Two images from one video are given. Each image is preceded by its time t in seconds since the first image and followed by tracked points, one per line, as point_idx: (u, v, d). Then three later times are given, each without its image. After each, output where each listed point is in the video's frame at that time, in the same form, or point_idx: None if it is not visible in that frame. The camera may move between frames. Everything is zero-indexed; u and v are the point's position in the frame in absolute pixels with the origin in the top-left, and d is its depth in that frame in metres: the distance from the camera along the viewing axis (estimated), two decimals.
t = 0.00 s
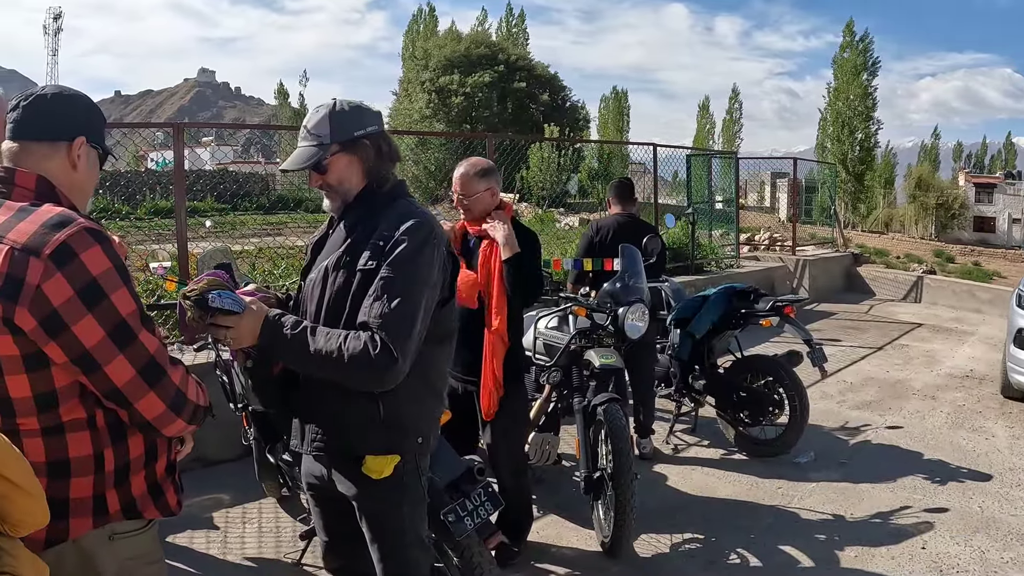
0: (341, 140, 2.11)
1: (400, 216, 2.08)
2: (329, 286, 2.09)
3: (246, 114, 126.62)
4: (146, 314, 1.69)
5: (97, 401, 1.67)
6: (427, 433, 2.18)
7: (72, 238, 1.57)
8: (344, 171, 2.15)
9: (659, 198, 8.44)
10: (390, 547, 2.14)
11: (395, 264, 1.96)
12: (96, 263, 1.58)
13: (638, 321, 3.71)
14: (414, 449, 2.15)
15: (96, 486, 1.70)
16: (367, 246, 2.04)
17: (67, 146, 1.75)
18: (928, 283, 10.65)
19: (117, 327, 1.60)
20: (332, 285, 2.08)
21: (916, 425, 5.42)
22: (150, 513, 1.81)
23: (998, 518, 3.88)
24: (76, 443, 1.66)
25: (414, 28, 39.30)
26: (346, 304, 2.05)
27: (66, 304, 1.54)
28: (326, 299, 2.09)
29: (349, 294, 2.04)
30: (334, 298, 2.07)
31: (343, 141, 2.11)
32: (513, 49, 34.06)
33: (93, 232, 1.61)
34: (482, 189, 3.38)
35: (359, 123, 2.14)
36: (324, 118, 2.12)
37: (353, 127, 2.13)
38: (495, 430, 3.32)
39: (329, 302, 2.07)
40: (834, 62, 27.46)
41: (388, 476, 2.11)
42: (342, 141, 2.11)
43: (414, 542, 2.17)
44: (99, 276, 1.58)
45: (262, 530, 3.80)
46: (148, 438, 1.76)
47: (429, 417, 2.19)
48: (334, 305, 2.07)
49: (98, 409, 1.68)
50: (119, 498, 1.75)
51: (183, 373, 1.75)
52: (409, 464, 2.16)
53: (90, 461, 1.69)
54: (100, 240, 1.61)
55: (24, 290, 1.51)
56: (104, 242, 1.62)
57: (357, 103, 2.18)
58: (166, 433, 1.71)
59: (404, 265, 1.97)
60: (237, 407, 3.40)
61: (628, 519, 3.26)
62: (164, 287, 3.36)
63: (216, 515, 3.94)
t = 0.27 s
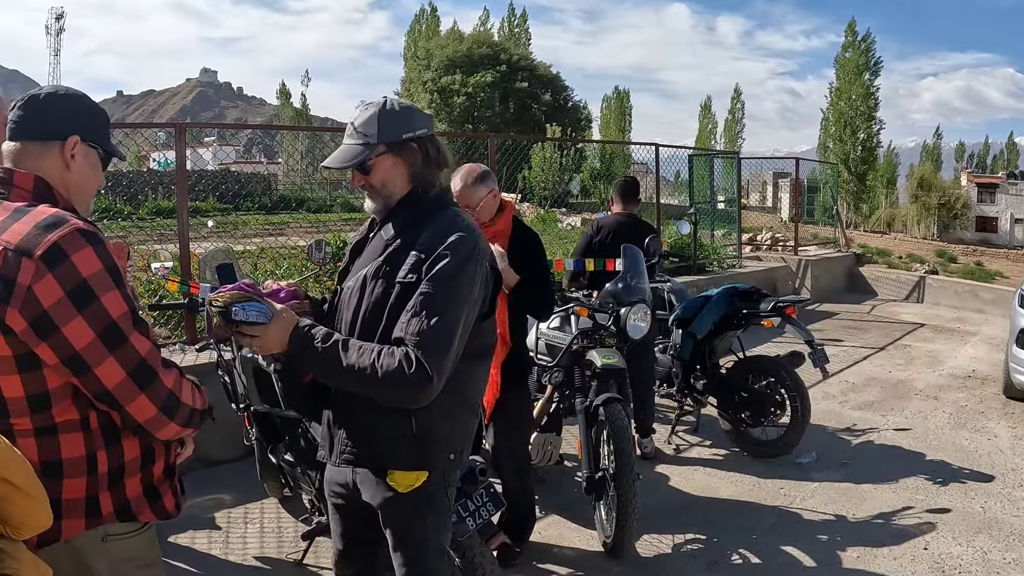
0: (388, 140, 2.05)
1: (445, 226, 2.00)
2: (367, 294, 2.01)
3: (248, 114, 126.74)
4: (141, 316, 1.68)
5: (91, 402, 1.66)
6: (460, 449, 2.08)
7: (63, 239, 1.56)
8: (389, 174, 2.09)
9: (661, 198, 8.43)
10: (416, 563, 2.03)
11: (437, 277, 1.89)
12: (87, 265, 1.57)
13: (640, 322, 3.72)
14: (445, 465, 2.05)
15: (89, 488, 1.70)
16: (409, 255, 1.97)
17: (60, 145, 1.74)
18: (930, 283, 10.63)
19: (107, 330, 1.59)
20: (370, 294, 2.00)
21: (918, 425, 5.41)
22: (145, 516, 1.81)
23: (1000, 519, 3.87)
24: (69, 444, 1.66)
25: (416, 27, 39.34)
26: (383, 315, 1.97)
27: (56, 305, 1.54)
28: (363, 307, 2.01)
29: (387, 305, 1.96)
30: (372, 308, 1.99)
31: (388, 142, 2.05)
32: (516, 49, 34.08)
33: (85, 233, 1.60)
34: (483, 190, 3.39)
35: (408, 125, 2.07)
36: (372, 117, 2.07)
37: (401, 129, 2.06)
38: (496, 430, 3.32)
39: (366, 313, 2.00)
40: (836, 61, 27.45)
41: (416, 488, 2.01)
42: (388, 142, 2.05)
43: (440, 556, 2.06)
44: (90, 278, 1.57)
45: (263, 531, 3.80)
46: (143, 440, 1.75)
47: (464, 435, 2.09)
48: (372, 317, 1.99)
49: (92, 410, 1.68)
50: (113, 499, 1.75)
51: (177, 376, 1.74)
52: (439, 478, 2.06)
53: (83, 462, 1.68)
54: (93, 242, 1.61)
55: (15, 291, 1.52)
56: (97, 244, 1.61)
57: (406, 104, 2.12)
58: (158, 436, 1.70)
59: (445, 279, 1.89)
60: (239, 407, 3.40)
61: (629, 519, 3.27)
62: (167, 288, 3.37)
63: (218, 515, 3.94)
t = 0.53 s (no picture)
0: (415, 135, 2.04)
1: (469, 227, 1.99)
2: (388, 295, 2.01)
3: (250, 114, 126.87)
4: (132, 315, 1.67)
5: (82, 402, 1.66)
6: (481, 455, 2.07)
7: (53, 238, 1.56)
8: (413, 170, 2.09)
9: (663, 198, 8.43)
10: (433, 565, 2.03)
11: (459, 280, 1.88)
12: (77, 264, 1.57)
13: (642, 321, 3.66)
14: (466, 469, 2.04)
15: (82, 488, 1.70)
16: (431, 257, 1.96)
17: (56, 145, 1.74)
18: (932, 282, 10.62)
19: (97, 330, 1.58)
20: (391, 295, 2.00)
21: (920, 425, 5.40)
22: (140, 517, 1.81)
23: (1002, 519, 3.86)
24: (60, 444, 1.66)
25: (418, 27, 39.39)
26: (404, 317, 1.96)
27: (45, 304, 1.53)
28: (383, 308, 2.01)
29: (408, 308, 1.96)
30: (393, 310, 1.98)
31: (415, 136, 2.05)
32: (518, 49, 34.09)
33: (76, 232, 1.60)
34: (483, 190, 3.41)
35: (435, 120, 2.07)
36: (399, 112, 2.07)
37: (427, 124, 2.06)
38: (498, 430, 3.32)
39: (387, 315, 1.99)
40: (838, 61, 27.44)
41: (435, 492, 1.99)
42: (415, 136, 2.04)
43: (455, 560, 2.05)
44: (80, 277, 1.56)
45: (265, 531, 3.80)
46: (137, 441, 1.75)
47: (485, 440, 2.09)
48: (392, 319, 1.98)
49: (84, 410, 1.68)
50: (106, 500, 1.74)
51: (170, 377, 1.73)
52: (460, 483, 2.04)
53: (75, 462, 1.68)
54: (83, 240, 1.60)
55: (4, 290, 1.51)
56: (88, 243, 1.60)
57: (433, 100, 2.12)
58: (151, 437, 1.70)
59: (467, 283, 1.88)
60: (239, 407, 3.40)
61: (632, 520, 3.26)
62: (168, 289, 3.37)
63: (219, 515, 3.94)
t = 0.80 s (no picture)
0: (423, 135, 2.04)
1: (472, 231, 1.98)
2: (389, 296, 2.00)
3: (252, 114, 127.02)
4: (131, 315, 1.66)
5: (80, 402, 1.66)
6: (476, 458, 2.07)
7: (50, 236, 1.56)
8: (419, 169, 2.08)
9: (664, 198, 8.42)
10: (427, 566, 2.02)
11: (461, 285, 1.87)
12: (73, 263, 1.56)
13: (643, 321, 3.65)
14: (459, 472, 2.03)
15: (80, 488, 1.70)
16: (433, 259, 1.95)
17: (55, 145, 1.74)
18: (934, 283, 10.60)
19: (93, 329, 1.57)
20: (392, 296, 1.99)
21: (922, 425, 5.39)
22: (140, 518, 1.80)
23: (1005, 519, 3.85)
24: (58, 444, 1.66)
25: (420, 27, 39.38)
26: (404, 319, 1.96)
27: (42, 304, 1.53)
28: (384, 309, 2.01)
29: (409, 311, 1.95)
30: (394, 312, 1.98)
31: (422, 135, 2.04)
32: (519, 49, 34.08)
33: (73, 231, 1.59)
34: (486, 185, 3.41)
35: (443, 121, 2.06)
36: (408, 109, 2.06)
37: (435, 124, 2.05)
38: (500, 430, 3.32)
39: (388, 316, 1.99)
40: (839, 61, 27.42)
41: (430, 494, 1.99)
42: (422, 135, 2.04)
43: (448, 562, 2.05)
44: (76, 276, 1.56)
45: (266, 531, 3.79)
46: (137, 441, 1.75)
47: (480, 442, 2.08)
48: (393, 320, 1.98)
49: (82, 409, 1.67)
50: (105, 500, 1.74)
51: (169, 377, 1.72)
52: (454, 486, 2.04)
53: (74, 462, 1.68)
54: (81, 239, 1.60)
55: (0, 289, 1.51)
56: (85, 242, 1.60)
57: (443, 100, 2.11)
58: (149, 437, 1.70)
59: (468, 288, 1.87)
60: (240, 407, 3.40)
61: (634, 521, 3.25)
62: (170, 289, 3.37)
63: (220, 515, 3.94)
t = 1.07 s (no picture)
0: (428, 131, 2.05)
1: (467, 228, 1.98)
2: (382, 289, 2.00)
3: (254, 114, 127.17)
4: (133, 316, 1.66)
5: (82, 403, 1.66)
6: (466, 457, 2.03)
7: (51, 238, 1.56)
8: (420, 166, 2.08)
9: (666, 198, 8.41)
10: (421, 565, 2.02)
11: (450, 279, 1.87)
12: (75, 265, 1.56)
13: (645, 321, 3.65)
14: (449, 471, 2.01)
15: (83, 489, 1.70)
16: (426, 254, 1.96)
17: (55, 144, 1.73)
18: (936, 282, 10.58)
19: (95, 330, 1.57)
20: (385, 291, 1.99)
21: (925, 425, 5.38)
22: (142, 519, 1.80)
23: (1007, 519, 3.84)
24: (61, 446, 1.66)
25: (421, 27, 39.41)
26: (394, 313, 1.96)
27: (43, 305, 1.53)
28: (377, 303, 2.01)
29: (399, 304, 1.95)
30: (385, 305, 1.98)
31: (428, 131, 2.05)
32: (521, 49, 34.09)
33: (75, 232, 1.59)
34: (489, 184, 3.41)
35: (450, 120, 2.08)
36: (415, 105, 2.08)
37: (441, 122, 2.06)
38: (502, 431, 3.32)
39: (379, 309, 1.99)
40: (841, 61, 27.40)
41: (420, 493, 1.98)
42: (428, 131, 2.05)
43: (442, 562, 2.04)
44: (77, 277, 1.56)
45: (268, 531, 3.79)
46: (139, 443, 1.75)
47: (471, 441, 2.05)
48: (384, 313, 1.98)
49: (85, 410, 1.67)
50: (108, 502, 1.74)
51: (171, 378, 1.72)
52: (446, 485, 2.02)
53: (76, 464, 1.68)
54: (82, 240, 1.59)
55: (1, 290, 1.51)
56: (86, 243, 1.60)
57: (450, 100, 2.11)
58: (153, 438, 1.69)
59: (457, 281, 1.86)
60: (242, 407, 3.39)
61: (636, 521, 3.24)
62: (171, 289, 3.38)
63: (222, 515, 3.94)
